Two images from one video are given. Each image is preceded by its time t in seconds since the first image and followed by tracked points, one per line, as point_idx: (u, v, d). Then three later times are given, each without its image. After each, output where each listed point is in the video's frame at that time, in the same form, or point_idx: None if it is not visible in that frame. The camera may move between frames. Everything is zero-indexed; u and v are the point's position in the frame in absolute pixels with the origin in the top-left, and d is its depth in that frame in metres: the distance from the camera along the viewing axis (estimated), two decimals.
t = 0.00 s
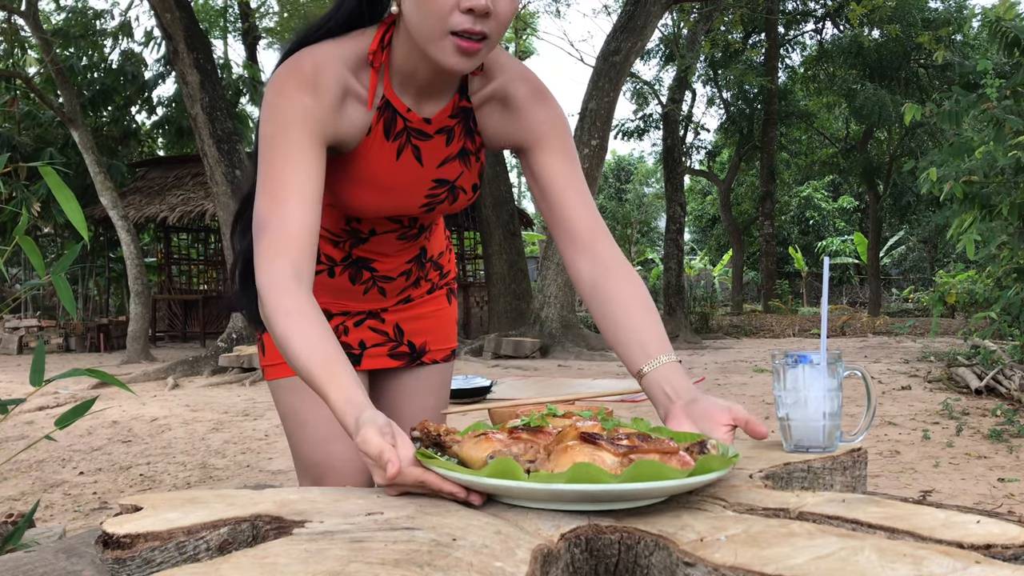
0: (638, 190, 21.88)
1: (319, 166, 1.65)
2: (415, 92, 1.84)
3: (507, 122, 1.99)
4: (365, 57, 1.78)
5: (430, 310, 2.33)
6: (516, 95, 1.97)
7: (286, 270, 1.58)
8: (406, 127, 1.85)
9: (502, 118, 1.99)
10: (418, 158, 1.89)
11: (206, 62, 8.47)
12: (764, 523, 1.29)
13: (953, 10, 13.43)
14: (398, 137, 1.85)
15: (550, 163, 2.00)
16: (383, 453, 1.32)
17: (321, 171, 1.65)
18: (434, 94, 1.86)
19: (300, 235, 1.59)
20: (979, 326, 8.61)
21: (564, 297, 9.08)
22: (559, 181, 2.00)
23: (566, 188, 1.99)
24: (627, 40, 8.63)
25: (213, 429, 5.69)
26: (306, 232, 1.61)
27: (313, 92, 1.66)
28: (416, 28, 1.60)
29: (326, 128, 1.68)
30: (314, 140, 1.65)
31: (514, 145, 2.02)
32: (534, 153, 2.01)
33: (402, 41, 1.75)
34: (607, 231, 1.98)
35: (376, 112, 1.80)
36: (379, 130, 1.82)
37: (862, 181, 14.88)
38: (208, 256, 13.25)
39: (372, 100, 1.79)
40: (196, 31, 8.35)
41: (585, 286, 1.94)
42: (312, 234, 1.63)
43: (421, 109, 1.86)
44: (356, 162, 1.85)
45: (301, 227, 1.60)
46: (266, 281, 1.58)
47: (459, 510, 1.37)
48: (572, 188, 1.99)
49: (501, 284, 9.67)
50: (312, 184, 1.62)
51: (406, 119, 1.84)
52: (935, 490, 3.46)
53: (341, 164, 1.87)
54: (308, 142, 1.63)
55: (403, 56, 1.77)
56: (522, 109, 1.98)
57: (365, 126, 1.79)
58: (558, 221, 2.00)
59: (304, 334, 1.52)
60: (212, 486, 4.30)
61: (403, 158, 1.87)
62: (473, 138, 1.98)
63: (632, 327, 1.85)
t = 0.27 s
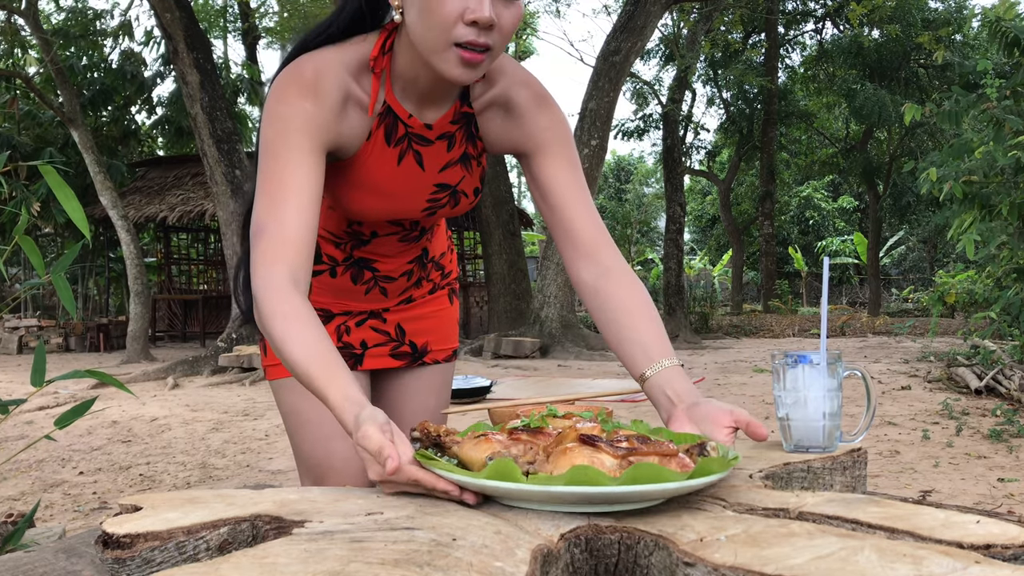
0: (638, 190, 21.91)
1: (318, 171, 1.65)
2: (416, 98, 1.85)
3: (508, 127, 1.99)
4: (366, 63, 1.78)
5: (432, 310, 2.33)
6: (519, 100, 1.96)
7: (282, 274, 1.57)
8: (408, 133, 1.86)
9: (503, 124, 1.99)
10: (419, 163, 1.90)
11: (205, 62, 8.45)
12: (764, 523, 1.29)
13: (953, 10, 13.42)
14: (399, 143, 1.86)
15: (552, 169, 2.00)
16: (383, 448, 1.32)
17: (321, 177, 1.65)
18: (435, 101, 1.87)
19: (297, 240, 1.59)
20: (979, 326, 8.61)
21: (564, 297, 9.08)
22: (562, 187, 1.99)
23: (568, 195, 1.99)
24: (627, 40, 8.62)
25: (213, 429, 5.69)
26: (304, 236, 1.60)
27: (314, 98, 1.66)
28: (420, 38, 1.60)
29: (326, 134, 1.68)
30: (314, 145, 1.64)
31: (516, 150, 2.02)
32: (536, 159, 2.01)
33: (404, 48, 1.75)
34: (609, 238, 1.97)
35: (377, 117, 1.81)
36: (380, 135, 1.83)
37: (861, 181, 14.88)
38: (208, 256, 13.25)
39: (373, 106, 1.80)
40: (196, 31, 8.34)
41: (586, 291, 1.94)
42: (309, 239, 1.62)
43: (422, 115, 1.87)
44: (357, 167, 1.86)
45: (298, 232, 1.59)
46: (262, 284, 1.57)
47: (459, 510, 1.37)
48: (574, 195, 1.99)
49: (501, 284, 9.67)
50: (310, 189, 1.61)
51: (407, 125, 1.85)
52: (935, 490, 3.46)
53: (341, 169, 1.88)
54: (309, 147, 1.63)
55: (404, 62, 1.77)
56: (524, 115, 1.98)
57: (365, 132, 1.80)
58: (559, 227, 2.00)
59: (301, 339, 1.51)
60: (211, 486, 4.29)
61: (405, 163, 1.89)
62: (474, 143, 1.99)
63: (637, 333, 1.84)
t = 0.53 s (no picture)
0: (638, 190, 21.95)
1: (312, 168, 1.64)
2: (419, 97, 1.85)
3: (509, 124, 1.99)
4: (369, 60, 1.79)
5: (432, 309, 2.33)
6: (520, 98, 1.96)
7: (269, 270, 1.55)
8: (410, 130, 1.87)
9: (504, 120, 1.99)
10: (420, 161, 1.90)
11: (205, 62, 8.45)
12: (764, 523, 1.29)
13: (953, 9, 13.42)
14: (401, 140, 1.86)
15: (553, 166, 1.99)
16: (387, 424, 1.29)
17: (315, 176, 1.64)
18: (438, 99, 1.88)
19: (288, 235, 1.58)
20: (979, 326, 8.60)
21: (564, 297, 9.07)
22: (563, 184, 1.99)
23: (568, 191, 1.98)
24: (627, 40, 8.62)
25: (213, 429, 5.69)
26: (293, 233, 1.59)
27: (317, 95, 1.66)
28: (422, 36, 1.60)
29: (325, 132, 1.67)
30: (311, 142, 1.64)
31: (516, 148, 2.02)
32: (537, 157, 2.01)
33: (408, 45, 1.77)
34: (610, 233, 1.96)
35: (380, 114, 1.81)
36: (382, 132, 1.83)
37: (861, 181, 14.88)
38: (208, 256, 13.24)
39: (376, 102, 1.80)
40: (195, 31, 8.33)
41: (589, 285, 1.92)
42: (299, 237, 1.61)
43: (425, 113, 1.88)
44: (358, 164, 1.86)
45: (289, 227, 1.58)
46: (250, 279, 1.55)
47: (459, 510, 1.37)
48: (575, 191, 1.98)
49: (501, 284, 9.67)
50: (304, 186, 1.61)
51: (409, 122, 1.86)
52: (934, 490, 3.46)
53: (343, 165, 1.88)
54: (305, 143, 1.63)
55: (409, 61, 1.78)
56: (525, 112, 1.98)
57: (366, 128, 1.81)
58: (560, 223, 1.99)
59: (289, 335, 1.49)
60: (211, 486, 4.29)
61: (406, 160, 1.89)
62: (475, 142, 2.00)
63: (638, 321, 1.82)
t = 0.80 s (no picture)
0: (638, 190, 22.07)
1: (307, 165, 1.63)
2: (416, 91, 1.85)
3: (508, 117, 1.99)
4: (365, 55, 1.78)
5: (434, 309, 2.33)
6: (519, 90, 1.96)
7: (262, 266, 1.55)
8: (408, 125, 1.86)
9: (502, 113, 1.99)
10: (419, 156, 1.90)
11: (205, 62, 8.45)
12: (764, 523, 1.29)
13: (953, 9, 13.41)
14: (399, 136, 1.86)
15: (556, 158, 2.00)
16: (394, 416, 1.32)
17: (310, 173, 1.64)
18: (435, 93, 1.87)
19: (280, 232, 1.57)
20: (978, 326, 8.61)
21: (564, 297, 9.07)
22: (564, 174, 1.99)
23: (570, 181, 1.99)
24: (627, 40, 8.62)
25: (213, 429, 5.69)
26: (287, 229, 1.59)
27: (313, 92, 1.66)
28: (416, 31, 1.61)
29: (322, 128, 1.68)
30: (307, 139, 1.64)
31: (516, 141, 2.03)
32: (537, 149, 2.01)
33: (403, 40, 1.76)
34: (613, 222, 1.96)
35: (378, 109, 1.81)
36: (380, 127, 1.83)
37: (861, 181, 14.88)
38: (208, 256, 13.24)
39: (374, 97, 1.80)
40: (196, 31, 8.34)
41: (595, 275, 1.92)
42: (293, 234, 1.61)
43: (422, 107, 1.87)
44: (356, 159, 1.86)
45: (283, 223, 1.58)
46: (242, 275, 1.55)
47: (458, 510, 1.37)
48: (575, 182, 1.99)
49: (501, 284, 9.67)
50: (299, 182, 1.61)
51: (407, 117, 1.85)
52: (934, 490, 3.46)
53: (341, 161, 1.88)
54: (301, 140, 1.63)
55: (405, 55, 1.77)
56: (523, 105, 1.98)
57: (365, 124, 1.81)
58: (562, 215, 1.99)
59: (282, 330, 1.49)
60: (212, 486, 4.29)
61: (405, 156, 1.88)
62: (474, 135, 1.99)
63: (642, 306, 1.84)
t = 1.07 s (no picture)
0: (638, 190, 22.06)
1: (305, 167, 1.64)
2: (414, 94, 1.85)
3: (507, 120, 1.99)
4: (364, 60, 1.79)
5: (434, 309, 2.33)
6: (517, 94, 1.96)
7: (261, 267, 1.55)
8: (406, 129, 1.87)
9: (501, 117, 1.99)
10: (418, 159, 1.90)
11: (205, 62, 8.45)
12: (764, 523, 1.29)
13: (953, 9, 13.41)
14: (398, 139, 1.86)
15: (553, 161, 1.99)
16: (385, 412, 1.32)
17: (308, 175, 1.65)
18: (434, 98, 1.87)
19: (278, 234, 1.57)
20: (978, 327, 8.62)
21: (564, 297, 9.06)
22: (562, 177, 1.99)
23: (568, 184, 1.99)
24: (627, 40, 8.62)
25: (213, 429, 5.69)
26: (284, 231, 1.59)
27: (311, 95, 1.66)
28: (415, 38, 1.61)
29: (320, 132, 1.68)
30: (305, 142, 1.64)
31: (514, 144, 2.02)
32: (535, 152, 2.01)
33: (403, 45, 1.76)
34: (611, 225, 1.96)
35: (376, 113, 1.82)
36: (379, 131, 1.83)
37: (861, 181, 14.87)
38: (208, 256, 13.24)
39: (373, 101, 1.80)
40: (196, 31, 8.33)
41: (591, 278, 1.93)
42: (291, 235, 1.60)
43: (421, 112, 1.87)
44: (355, 161, 1.86)
45: (280, 225, 1.58)
46: (240, 276, 1.54)
47: (458, 510, 1.37)
48: (573, 184, 1.99)
49: (501, 284, 9.67)
50: (297, 185, 1.61)
51: (406, 120, 1.86)
52: (935, 489, 3.46)
53: (340, 163, 1.88)
54: (299, 143, 1.63)
55: (403, 59, 1.78)
56: (521, 108, 1.98)
57: (363, 128, 1.81)
58: (559, 218, 1.99)
59: (280, 331, 1.49)
60: (211, 486, 4.29)
61: (404, 159, 1.89)
62: (473, 138, 1.99)
63: (640, 309, 1.84)
